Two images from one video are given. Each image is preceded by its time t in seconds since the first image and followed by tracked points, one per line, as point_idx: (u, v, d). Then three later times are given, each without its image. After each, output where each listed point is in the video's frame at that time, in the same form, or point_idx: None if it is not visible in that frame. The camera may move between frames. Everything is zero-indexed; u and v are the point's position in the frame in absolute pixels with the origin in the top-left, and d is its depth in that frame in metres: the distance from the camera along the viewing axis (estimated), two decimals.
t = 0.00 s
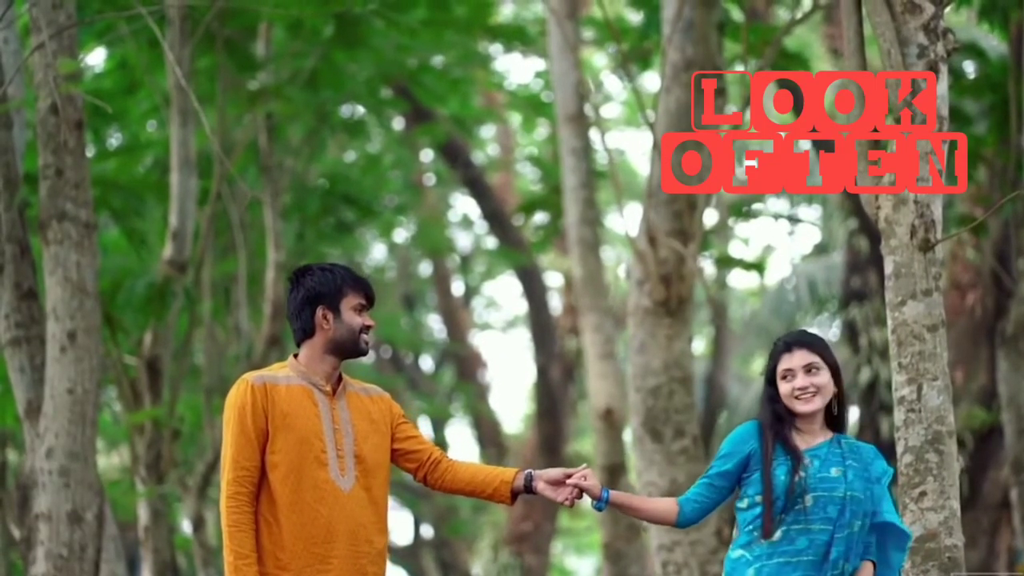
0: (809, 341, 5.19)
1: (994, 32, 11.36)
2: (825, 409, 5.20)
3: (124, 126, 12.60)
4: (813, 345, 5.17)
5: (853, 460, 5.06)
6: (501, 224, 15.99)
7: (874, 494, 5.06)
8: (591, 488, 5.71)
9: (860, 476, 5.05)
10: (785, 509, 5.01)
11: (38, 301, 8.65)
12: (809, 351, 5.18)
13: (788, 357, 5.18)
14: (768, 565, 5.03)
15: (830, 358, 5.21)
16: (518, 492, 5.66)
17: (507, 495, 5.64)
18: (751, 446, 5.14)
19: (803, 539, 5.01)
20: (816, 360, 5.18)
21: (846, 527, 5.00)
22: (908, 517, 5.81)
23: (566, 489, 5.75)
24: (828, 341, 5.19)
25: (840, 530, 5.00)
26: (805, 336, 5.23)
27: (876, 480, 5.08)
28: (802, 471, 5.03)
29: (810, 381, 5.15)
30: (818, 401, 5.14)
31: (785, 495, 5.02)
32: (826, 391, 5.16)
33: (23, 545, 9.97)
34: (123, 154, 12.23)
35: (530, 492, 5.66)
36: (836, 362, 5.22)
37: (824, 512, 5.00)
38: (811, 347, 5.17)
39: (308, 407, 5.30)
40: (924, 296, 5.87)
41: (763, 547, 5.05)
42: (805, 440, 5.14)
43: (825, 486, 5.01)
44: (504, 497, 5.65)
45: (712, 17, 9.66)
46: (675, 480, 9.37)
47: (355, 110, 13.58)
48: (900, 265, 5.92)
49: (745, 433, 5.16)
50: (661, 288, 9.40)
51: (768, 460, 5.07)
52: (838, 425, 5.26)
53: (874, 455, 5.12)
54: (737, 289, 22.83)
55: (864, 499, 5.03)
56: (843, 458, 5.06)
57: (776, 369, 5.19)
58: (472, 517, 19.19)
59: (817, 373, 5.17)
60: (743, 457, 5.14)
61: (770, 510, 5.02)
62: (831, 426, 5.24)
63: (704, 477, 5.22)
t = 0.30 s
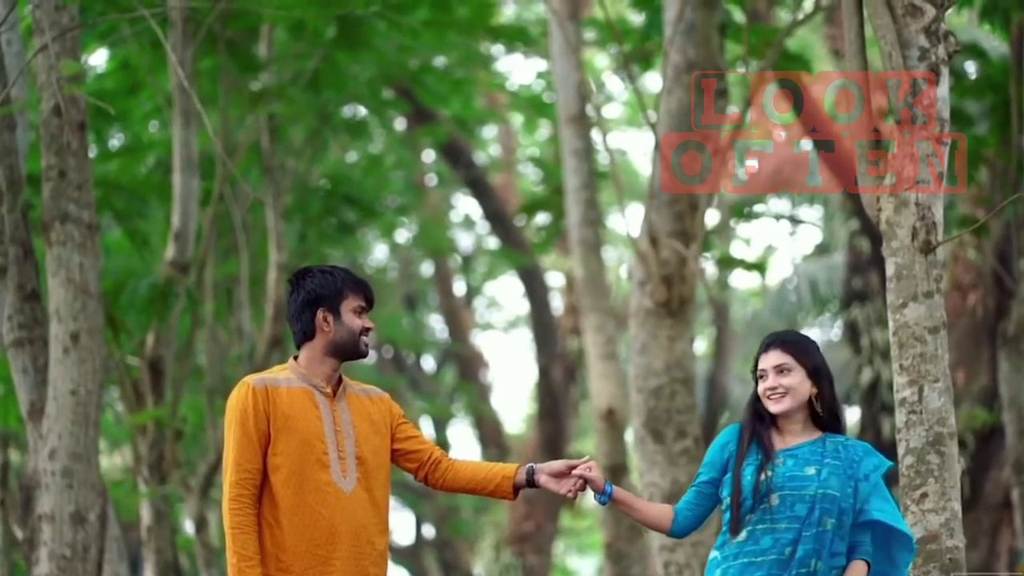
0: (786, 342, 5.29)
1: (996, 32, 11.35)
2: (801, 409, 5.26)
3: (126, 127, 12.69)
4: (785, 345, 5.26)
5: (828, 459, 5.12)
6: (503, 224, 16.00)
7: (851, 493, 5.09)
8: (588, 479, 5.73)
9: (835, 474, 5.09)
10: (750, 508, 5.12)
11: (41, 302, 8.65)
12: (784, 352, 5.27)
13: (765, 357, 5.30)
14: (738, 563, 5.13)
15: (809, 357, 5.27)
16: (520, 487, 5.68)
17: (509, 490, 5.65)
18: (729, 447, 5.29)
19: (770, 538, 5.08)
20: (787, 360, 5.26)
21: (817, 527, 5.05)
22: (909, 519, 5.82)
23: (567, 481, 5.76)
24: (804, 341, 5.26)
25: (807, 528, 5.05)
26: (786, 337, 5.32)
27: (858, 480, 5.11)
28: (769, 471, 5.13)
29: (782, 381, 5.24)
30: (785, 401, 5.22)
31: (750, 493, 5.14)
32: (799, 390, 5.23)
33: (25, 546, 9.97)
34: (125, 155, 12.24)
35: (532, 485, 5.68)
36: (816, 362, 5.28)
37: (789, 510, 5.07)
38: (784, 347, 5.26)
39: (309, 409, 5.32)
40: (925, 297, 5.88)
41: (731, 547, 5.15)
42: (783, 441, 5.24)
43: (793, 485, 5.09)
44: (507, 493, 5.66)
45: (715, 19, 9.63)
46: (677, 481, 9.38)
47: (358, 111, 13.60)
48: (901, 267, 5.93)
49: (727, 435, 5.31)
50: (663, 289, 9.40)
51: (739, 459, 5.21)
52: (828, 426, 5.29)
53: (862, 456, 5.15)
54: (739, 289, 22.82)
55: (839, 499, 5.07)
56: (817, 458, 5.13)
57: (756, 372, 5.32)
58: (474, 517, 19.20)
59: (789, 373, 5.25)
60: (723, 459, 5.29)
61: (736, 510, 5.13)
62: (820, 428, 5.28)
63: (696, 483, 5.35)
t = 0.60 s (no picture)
0: (761, 346, 5.46)
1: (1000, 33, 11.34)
2: (773, 411, 5.41)
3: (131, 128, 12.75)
4: (757, 348, 5.44)
5: (795, 461, 5.25)
6: (508, 225, 16.01)
7: (817, 495, 5.19)
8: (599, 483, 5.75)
9: (801, 475, 5.21)
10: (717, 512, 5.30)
11: (47, 304, 8.76)
12: (758, 356, 5.44)
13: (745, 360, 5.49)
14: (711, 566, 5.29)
15: (782, 360, 5.42)
16: (527, 481, 5.71)
17: (517, 485, 5.67)
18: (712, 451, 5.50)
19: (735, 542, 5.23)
20: (759, 363, 5.43)
21: (780, 528, 5.16)
22: (913, 520, 5.82)
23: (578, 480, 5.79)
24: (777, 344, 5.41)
25: (766, 529, 5.17)
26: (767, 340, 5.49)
27: (829, 482, 5.22)
28: (733, 475, 5.33)
29: (752, 384, 5.41)
30: (753, 403, 5.39)
31: (717, 498, 5.33)
32: (767, 392, 5.38)
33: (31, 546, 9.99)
34: (131, 156, 12.26)
35: (539, 480, 5.72)
36: (789, 365, 5.41)
37: (751, 513, 5.22)
38: (757, 349, 5.44)
39: (314, 410, 5.34)
40: (929, 300, 5.87)
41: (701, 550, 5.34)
42: (759, 443, 5.42)
43: (756, 488, 5.24)
44: (514, 488, 5.68)
45: (720, 22, 9.61)
46: (682, 482, 9.37)
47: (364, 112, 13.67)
48: (905, 269, 5.91)
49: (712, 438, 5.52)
50: (667, 290, 9.42)
51: (712, 463, 5.42)
52: (806, 427, 5.39)
53: (836, 458, 5.25)
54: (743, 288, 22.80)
55: (802, 500, 5.18)
56: (785, 460, 5.26)
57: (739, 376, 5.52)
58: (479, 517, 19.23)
59: (760, 374, 5.42)
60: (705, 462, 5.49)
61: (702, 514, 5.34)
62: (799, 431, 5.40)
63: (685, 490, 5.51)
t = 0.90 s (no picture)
0: (737, 349, 5.55)
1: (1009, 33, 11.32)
2: (741, 414, 5.49)
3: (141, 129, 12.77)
4: (731, 350, 5.54)
5: (752, 462, 5.37)
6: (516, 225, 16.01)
7: (766, 494, 5.29)
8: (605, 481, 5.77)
9: (752, 475, 5.33)
10: (682, 515, 5.47)
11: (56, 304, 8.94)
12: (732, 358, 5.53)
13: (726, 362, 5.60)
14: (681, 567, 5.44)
15: (752, 365, 5.50)
16: (541, 473, 5.79)
17: (531, 477, 5.77)
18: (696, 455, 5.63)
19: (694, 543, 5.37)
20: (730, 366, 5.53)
21: (726, 528, 5.30)
22: (921, 521, 5.80)
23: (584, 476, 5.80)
24: (749, 349, 5.49)
25: (712, 528, 5.32)
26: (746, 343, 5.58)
27: (782, 482, 5.31)
28: (696, 477, 5.49)
29: (721, 386, 5.51)
30: (719, 404, 5.51)
31: (683, 500, 5.50)
32: (731, 396, 5.48)
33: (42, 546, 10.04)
34: (141, 156, 12.29)
35: (554, 473, 5.78)
36: (759, 369, 5.49)
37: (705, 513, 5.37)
38: (731, 353, 5.54)
39: (324, 411, 5.36)
40: (938, 301, 5.86)
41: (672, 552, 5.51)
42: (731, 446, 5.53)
43: (710, 489, 5.39)
44: (528, 480, 5.78)
45: (729, 22, 9.60)
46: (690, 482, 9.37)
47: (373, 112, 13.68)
48: (913, 270, 5.90)
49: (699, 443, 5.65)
50: (676, 290, 9.43)
51: (690, 467, 5.61)
52: (775, 430, 5.46)
53: (792, 459, 5.35)
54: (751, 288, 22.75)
55: (750, 499, 5.30)
56: (742, 462, 5.39)
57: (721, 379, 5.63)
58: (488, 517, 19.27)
59: (730, 377, 5.52)
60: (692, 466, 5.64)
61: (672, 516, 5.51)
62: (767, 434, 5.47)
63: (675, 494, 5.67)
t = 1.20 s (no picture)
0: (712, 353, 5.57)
1: None
2: (714, 419, 5.52)
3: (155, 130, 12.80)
4: (704, 355, 5.56)
5: (708, 462, 5.43)
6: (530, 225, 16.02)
7: (710, 493, 5.34)
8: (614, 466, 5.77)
9: (702, 476, 5.39)
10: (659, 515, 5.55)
11: (72, 304, 9.02)
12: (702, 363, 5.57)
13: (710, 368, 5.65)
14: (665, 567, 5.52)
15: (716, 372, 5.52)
16: (564, 469, 5.79)
17: (554, 473, 5.76)
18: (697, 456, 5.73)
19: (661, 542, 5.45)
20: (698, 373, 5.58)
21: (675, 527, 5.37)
22: (935, 521, 5.81)
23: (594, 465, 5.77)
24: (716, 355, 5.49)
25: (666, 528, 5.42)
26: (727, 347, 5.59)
27: (727, 481, 5.33)
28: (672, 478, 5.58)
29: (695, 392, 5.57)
30: (694, 410, 5.56)
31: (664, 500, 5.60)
32: (700, 403, 5.53)
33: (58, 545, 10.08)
34: (156, 157, 12.34)
35: (576, 469, 5.77)
36: (726, 376, 5.48)
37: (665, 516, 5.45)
38: (705, 358, 5.55)
39: (339, 411, 5.39)
40: (950, 302, 5.86)
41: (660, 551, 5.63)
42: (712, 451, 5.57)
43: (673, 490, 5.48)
44: (550, 476, 5.78)
45: (743, 23, 9.60)
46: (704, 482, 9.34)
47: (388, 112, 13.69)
48: (926, 272, 5.90)
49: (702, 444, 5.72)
50: (690, 291, 9.43)
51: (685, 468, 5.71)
52: (740, 435, 5.45)
53: (740, 459, 5.34)
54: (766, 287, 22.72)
55: (695, 498, 5.36)
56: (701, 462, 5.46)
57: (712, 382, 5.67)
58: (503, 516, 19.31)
59: (703, 382, 5.55)
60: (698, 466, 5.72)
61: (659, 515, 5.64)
62: (731, 437, 5.47)
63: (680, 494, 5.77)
